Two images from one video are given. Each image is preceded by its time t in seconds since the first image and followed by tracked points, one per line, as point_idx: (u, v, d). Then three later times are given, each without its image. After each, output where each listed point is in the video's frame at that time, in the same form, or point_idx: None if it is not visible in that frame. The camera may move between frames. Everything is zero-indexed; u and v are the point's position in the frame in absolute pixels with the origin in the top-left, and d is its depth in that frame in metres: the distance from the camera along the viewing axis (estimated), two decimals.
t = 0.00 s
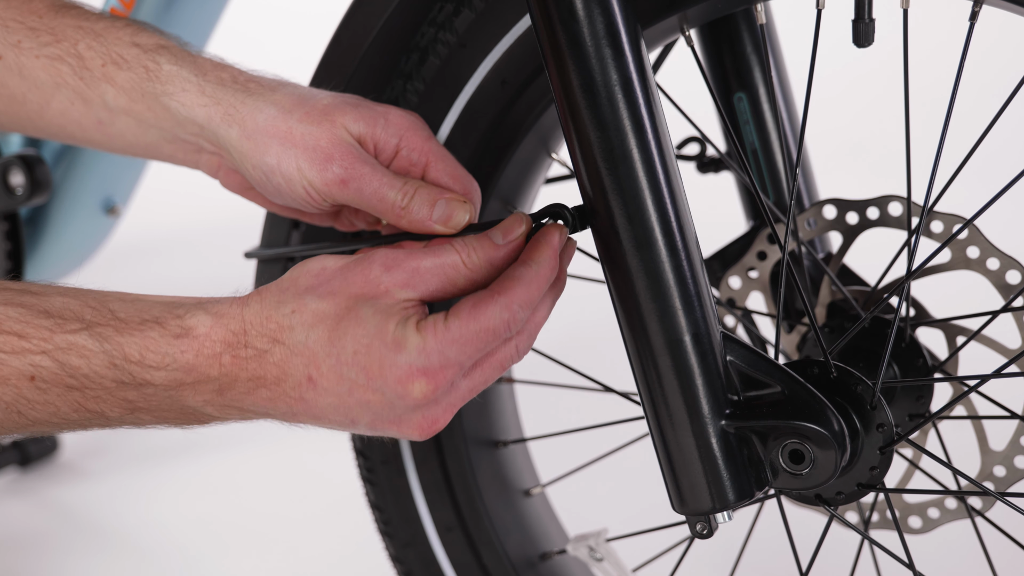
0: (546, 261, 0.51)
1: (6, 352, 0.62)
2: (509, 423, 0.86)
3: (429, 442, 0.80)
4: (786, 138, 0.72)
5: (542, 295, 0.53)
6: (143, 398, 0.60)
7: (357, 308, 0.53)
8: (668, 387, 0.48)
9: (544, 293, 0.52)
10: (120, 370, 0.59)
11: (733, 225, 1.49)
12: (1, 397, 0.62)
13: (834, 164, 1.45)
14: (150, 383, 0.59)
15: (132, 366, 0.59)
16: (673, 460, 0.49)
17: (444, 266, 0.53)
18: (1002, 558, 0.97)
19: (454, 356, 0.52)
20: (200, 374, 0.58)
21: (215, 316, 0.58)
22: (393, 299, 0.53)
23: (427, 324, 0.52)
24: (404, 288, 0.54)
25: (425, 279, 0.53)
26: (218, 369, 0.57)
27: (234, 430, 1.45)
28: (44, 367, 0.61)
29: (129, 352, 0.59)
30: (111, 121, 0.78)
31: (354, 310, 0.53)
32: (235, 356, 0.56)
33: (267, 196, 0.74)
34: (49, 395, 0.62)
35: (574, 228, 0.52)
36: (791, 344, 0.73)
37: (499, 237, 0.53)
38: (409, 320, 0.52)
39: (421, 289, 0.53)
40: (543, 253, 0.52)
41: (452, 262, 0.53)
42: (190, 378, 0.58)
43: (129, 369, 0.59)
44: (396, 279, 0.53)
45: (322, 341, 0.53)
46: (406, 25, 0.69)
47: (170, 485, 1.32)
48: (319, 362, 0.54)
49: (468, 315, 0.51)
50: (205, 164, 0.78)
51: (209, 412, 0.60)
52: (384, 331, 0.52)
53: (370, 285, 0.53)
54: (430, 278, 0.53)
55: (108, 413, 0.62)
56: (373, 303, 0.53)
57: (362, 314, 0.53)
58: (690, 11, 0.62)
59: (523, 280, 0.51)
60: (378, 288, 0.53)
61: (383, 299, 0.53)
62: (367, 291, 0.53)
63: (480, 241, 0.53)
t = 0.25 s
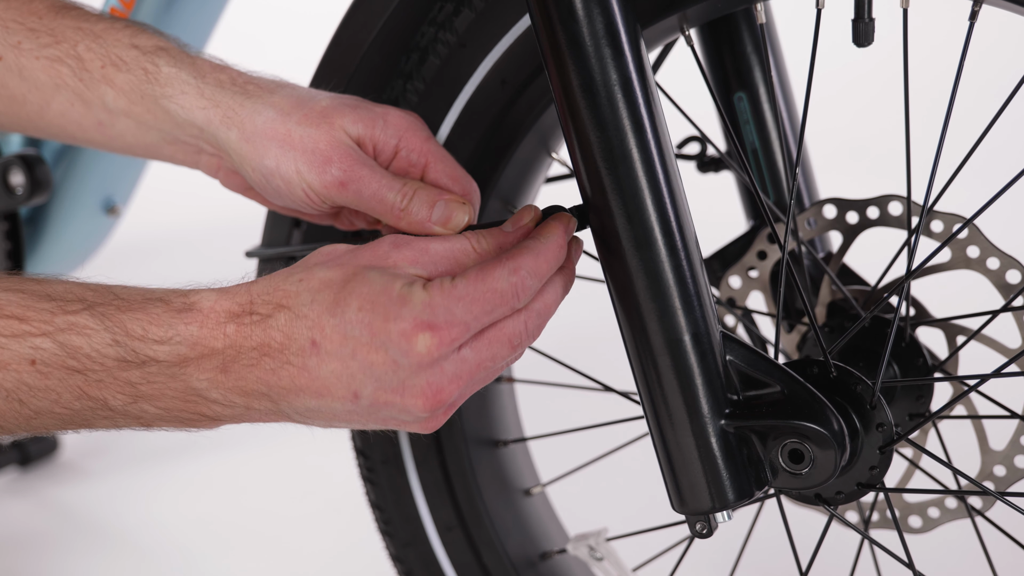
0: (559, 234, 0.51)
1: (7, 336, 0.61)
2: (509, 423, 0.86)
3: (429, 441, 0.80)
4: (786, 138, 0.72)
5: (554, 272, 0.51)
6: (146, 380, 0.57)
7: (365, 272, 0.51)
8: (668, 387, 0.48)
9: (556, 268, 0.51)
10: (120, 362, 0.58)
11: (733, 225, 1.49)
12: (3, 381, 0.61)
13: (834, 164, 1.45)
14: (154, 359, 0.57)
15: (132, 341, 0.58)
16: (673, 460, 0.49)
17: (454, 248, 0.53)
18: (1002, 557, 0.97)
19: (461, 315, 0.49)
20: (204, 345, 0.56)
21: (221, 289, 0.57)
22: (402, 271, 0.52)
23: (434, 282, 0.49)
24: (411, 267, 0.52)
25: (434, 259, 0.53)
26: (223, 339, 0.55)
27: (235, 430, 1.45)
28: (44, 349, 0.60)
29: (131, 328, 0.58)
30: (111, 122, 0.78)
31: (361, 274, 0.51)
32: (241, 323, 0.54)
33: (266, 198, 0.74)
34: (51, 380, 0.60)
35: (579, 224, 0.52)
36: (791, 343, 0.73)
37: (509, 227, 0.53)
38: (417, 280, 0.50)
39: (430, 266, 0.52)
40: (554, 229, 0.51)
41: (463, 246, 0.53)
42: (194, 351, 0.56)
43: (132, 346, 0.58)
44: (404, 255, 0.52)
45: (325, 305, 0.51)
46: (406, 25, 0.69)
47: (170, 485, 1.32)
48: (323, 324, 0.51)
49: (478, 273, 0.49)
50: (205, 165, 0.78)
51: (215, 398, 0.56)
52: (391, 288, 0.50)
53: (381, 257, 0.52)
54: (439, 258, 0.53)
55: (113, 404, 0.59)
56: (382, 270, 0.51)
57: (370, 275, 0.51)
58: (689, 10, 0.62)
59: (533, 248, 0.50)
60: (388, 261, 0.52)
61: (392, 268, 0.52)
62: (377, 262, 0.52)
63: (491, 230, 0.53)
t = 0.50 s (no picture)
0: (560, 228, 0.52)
1: (2, 329, 0.60)
2: (509, 423, 0.86)
3: (429, 441, 0.80)
4: (786, 138, 0.72)
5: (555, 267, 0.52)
6: (143, 372, 0.57)
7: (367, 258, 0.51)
8: (668, 387, 0.48)
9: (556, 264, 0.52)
10: (115, 358, 0.58)
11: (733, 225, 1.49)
12: None
13: (833, 164, 1.45)
14: (151, 350, 0.57)
15: (132, 333, 0.57)
16: (673, 460, 0.49)
17: (457, 241, 0.53)
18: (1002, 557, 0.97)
19: (464, 295, 0.49)
20: (203, 334, 0.55)
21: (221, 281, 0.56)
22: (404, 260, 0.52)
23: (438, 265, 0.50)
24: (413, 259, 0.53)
25: (437, 252, 0.53)
26: (222, 328, 0.54)
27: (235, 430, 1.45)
28: (40, 342, 0.60)
29: (128, 319, 0.58)
30: (111, 124, 0.78)
31: (363, 260, 0.51)
32: (240, 311, 0.54)
33: (265, 199, 0.74)
34: (47, 375, 0.60)
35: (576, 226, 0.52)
36: (791, 344, 0.73)
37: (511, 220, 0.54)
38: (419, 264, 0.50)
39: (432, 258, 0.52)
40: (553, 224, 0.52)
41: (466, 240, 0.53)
42: (192, 341, 0.55)
43: (129, 337, 0.58)
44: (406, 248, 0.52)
45: (326, 289, 0.51)
46: (406, 25, 0.69)
47: (170, 485, 1.32)
48: (325, 306, 0.50)
49: (482, 257, 0.49)
50: (204, 167, 0.78)
51: (214, 392, 0.55)
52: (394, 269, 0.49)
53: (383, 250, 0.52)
54: (441, 251, 0.53)
55: (109, 400, 0.58)
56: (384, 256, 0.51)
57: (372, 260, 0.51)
58: (689, 10, 0.62)
59: (535, 240, 0.51)
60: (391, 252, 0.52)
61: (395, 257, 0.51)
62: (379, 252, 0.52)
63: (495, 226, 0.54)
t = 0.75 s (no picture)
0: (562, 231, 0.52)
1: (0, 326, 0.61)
2: (509, 423, 0.86)
3: (429, 441, 0.80)
4: (786, 138, 0.72)
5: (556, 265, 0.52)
6: (142, 367, 0.57)
7: (368, 250, 0.50)
8: (668, 387, 0.48)
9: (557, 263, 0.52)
10: (114, 350, 0.58)
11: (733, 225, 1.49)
12: None
13: (833, 164, 1.45)
14: (149, 344, 0.57)
15: (129, 328, 0.57)
16: (673, 460, 0.49)
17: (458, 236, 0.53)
18: (1002, 557, 0.97)
19: (467, 288, 0.48)
20: (201, 327, 0.55)
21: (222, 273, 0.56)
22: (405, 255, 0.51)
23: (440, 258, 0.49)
24: (414, 252, 0.52)
25: (438, 247, 0.52)
26: (221, 320, 0.54)
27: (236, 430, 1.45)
28: (37, 338, 0.61)
29: (127, 313, 0.58)
30: (113, 124, 0.78)
31: (364, 252, 0.50)
32: (239, 303, 0.54)
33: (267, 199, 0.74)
34: (45, 370, 0.60)
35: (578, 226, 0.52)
36: (791, 344, 0.73)
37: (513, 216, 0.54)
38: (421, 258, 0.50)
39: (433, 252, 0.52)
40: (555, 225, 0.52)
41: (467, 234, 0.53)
42: (190, 334, 0.55)
43: (127, 331, 0.58)
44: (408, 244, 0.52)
45: (327, 281, 0.50)
46: (407, 25, 0.69)
47: (171, 486, 1.32)
48: (326, 299, 0.50)
49: (484, 250, 0.49)
50: (206, 167, 0.78)
51: (212, 385, 0.55)
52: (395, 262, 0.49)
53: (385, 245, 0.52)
54: (443, 246, 0.52)
55: (108, 396, 0.58)
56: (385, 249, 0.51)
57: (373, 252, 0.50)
58: (690, 10, 0.62)
59: (537, 238, 0.51)
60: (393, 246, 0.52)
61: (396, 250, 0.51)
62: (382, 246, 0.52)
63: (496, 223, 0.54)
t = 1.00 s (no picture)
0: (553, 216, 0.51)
1: None
2: (509, 423, 0.86)
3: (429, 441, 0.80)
4: (786, 137, 0.72)
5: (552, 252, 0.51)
6: (138, 380, 0.57)
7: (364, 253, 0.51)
8: (668, 387, 0.48)
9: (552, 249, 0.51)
10: (110, 362, 0.58)
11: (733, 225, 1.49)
12: None
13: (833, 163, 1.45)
14: (145, 355, 0.57)
15: (126, 337, 0.57)
16: (674, 460, 0.49)
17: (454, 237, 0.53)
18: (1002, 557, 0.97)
19: (461, 272, 0.48)
20: (198, 338, 0.55)
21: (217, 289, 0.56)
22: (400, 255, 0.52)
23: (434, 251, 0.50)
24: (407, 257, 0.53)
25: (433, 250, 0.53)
26: (218, 332, 0.54)
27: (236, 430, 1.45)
28: (34, 348, 0.60)
29: (124, 324, 0.58)
30: (113, 124, 0.78)
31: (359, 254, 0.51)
32: (236, 315, 0.54)
33: (266, 200, 0.74)
34: (40, 382, 0.60)
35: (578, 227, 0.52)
36: (791, 343, 0.73)
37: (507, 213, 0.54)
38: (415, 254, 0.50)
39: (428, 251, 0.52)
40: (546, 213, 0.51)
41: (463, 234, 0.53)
42: (188, 345, 0.55)
43: (124, 342, 0.58)
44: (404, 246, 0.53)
45: (323, 283, 0.51)
46: (407, 24, 0.69)
47: (171, 486, 1.32)
48: (323, 300, 0.50)
49: (476, 238, 0.49)
50: (205, 168, 0.78)
51: (211, 400, 0.55)
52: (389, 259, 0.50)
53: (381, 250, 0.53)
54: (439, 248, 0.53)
55: (104, 411, 0.58)
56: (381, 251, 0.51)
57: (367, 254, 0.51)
58: (690, 10, 0.62)
59: (528, 222, 0.50)
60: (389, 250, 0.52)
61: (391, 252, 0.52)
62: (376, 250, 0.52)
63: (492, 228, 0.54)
